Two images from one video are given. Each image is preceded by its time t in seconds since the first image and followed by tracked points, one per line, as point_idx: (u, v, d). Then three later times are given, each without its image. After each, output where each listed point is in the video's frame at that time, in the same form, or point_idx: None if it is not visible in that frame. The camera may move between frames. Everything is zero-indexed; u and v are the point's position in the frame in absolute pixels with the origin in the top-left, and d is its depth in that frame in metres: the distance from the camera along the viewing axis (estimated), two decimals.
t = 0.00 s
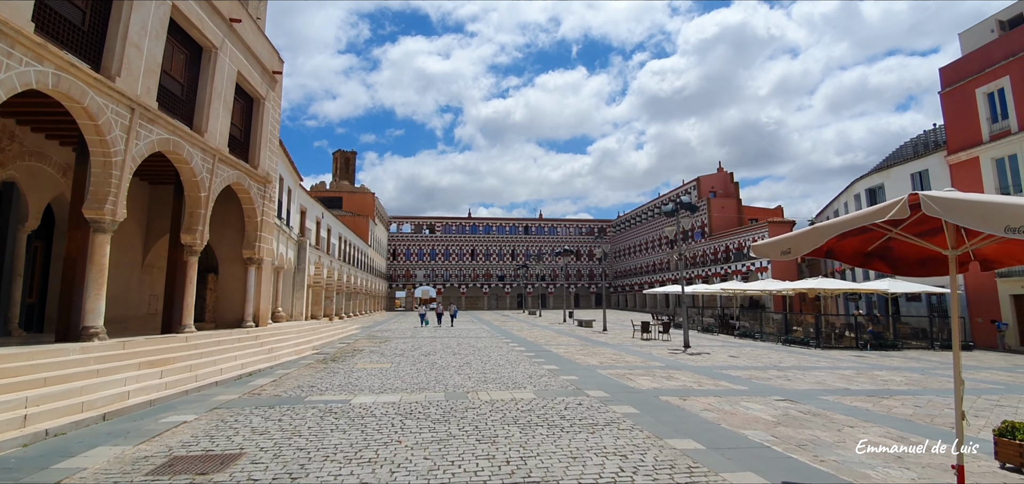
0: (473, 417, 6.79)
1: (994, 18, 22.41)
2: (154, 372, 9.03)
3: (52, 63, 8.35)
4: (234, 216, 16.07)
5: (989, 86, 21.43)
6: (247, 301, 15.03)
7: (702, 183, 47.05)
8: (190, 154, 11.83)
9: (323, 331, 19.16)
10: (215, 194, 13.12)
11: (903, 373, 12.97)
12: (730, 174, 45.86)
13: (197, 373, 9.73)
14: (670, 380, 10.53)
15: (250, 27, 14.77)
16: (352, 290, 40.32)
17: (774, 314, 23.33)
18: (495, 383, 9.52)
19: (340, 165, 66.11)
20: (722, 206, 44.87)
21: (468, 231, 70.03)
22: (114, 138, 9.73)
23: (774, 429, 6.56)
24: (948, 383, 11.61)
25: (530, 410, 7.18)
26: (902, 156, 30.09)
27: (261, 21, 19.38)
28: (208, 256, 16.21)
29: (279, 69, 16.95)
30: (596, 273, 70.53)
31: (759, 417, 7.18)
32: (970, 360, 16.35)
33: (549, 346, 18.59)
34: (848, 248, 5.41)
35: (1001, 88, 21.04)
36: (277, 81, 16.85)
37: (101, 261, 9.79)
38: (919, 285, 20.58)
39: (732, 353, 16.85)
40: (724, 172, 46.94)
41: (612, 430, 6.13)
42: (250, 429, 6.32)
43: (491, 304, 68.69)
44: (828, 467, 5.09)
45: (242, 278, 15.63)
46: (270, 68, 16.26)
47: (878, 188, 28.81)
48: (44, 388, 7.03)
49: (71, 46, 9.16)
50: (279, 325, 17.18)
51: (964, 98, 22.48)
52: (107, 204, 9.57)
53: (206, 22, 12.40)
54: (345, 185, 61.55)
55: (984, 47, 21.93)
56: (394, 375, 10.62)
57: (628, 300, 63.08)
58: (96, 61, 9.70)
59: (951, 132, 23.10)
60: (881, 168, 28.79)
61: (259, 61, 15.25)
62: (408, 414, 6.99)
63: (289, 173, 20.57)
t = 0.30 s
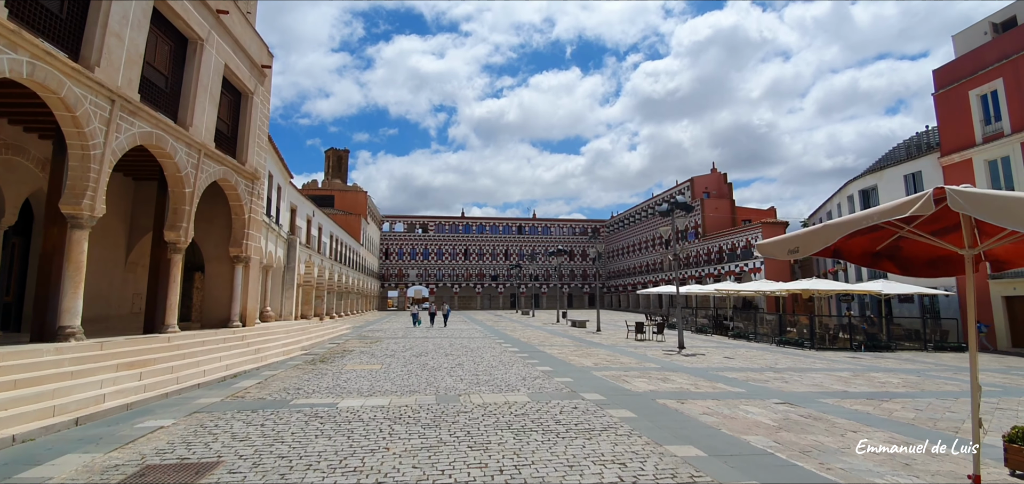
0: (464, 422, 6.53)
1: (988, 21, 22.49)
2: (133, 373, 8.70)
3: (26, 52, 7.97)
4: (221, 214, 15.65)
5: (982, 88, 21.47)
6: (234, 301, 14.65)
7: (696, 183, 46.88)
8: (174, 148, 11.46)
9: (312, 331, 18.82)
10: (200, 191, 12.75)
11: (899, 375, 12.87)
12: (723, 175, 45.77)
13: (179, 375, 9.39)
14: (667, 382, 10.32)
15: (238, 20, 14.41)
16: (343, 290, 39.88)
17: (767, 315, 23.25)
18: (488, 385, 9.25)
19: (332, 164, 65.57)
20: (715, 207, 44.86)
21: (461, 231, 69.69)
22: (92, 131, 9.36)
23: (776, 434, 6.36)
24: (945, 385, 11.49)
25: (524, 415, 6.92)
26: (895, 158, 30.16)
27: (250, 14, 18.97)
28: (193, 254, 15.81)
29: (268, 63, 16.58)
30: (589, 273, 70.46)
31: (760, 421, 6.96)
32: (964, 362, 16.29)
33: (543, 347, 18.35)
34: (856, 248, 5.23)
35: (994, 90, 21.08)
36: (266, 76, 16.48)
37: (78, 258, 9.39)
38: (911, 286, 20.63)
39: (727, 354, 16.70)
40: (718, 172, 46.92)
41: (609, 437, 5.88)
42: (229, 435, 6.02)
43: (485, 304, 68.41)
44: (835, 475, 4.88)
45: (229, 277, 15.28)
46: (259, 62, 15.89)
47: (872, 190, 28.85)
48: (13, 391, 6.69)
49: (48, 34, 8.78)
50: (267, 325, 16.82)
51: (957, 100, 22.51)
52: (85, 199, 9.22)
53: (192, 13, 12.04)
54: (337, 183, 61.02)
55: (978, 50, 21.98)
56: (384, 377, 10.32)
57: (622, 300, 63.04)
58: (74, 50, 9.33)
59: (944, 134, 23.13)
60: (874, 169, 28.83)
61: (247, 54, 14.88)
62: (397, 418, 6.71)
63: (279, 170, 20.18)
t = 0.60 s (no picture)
0: (459, 426, 6.29)
1: (988, 22, 22.41)
2: (118, 374, 8.43)
3: (8, 41, 7.69)
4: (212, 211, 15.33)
5: (982, 89, 21.37)
6: (225, 300, 14.35)
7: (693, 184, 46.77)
8: (163, 143, 11.18)
9: (306, 331, 18.52)
10: (190, 187, 12.46)
11: (900, 377, 12.72)
12: (721, 175, 45.67)
13: (166, 377, 9.11)
14: (667, 384, 10.12)
15: (231, 13, 14.11)
16: (338, 289, 39.57)
17: (766, 316, 23.10)
18: (485, 387, 9.01)
19: (328, 162, 65.20)
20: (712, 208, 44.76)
21: (457, 230, 69.42)
22: (77, 124, 9.08)
23: (782, 439, 6.15)
24: (949, 388, 11.32)
25: (523, 419, 6.67)
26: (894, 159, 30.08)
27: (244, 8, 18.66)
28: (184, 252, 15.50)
29: (261, 58, 16.28)
30: (586, 273, 70.30)
31: (766, 426, 6.75)
32: (965, 364, 16.14)
33: (540, 348, 18.13)
34: (868, 245, 5.03)
35: (994, 91, 20.99)
36: (260, 71, 16.18)
37: (62, 255, 9.08)
38: (910, 287, 20.51)
39: (726, 355, 16.52)
40: (715, 173, 46.80)
41: (611, 443, 5.66)
42: (214, 440, 5.77)
43: (481, 304, 68.15)
44: None
45: (220, 276, 14.99)
46: (252, 57, 15.60)
47: (870, 190, 28.76)
48: None
49: (31, 24, 8.49)
50: (260, 325, 16.50)
51: (956, 100, 22.41)
52: (69, 194, 8.94)
53: (183, 5, 11.76)
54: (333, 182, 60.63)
55: (977, 50, 21.89)
56: (378, 379, 10.07)
57: (619, 301, 62.89)
58: (59, 41, 9.05)
59: (943, 135, 23.03)
60: (872, 169, 28.74)
61: (240, 48, 14.59)
62: (390, 422, 6.46)
63: (272, 167, 19.86)
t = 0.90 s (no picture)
0: (454, 432, 6.04)
1: (988, 22, 22.32)
2: (102, 376, 8.15)
3: None
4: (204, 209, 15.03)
5: (982, 90, 21.27)
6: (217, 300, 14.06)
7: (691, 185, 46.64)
8: (151, 139, 10.89)
9: (300, 331, 18.22)
10: (181, 184, 12.17)
11: (902, 380, 12.55)
12: (719, 176, 45.58)
13: (152, 379, 8.84)
14: (667, 387, 9.90)
15: (223, 7, 13.83)
16: (334, 289, 39.26)
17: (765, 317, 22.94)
18: (481, 390, 8.77)
19: (325, 161, 64.85)
20: (710, 209, 44.64)
21: (454, 230, 69.18)
22: (62, 118, 8.79)
23: (790, 447, 5.91)
24: (953, 391, 11.14)
25: (520, 424, 6.43)
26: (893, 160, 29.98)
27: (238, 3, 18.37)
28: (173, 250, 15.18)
29: (254, 54, 15.99)
30: (583, 274, 70.12)
31: (772, 432, 6.51)
32: (966, 367, 15.99)
33: (538, 349, 17.92)
34: (882, 245, 4.84)
35: (995, 92, 20.87)
36: (253, 67, 15.90)
37: (45, 254, 8.76)
38: (909, 289, 20.37)
39: (726, 357, 16.33)
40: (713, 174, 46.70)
41: (613, 451, 5.41)
42: (196, 447, 5.50)
43: (477, 304, 67.91)
44: None
45: (212, 275, 14.71)
46: (245, 52, 15.32)
47: (869, 192, 28.67)
48: None
49: (14, 14, 8.19)
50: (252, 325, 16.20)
51: (957, 101, 22.30)
52: (53, 190, 8.65)
53: None
54: (329, 181, 60.32)
55: (978, 51, 21.79)
56: (371, 381, 9.81)
57: (616, 301, 62.75)
58: (43, 32, 8.76)
59: (943, 136, 22.91)
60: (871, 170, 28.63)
61: (232, 43, 14.30)
62: (381, 428, 6.20)
63: (266, 165, 19.58)
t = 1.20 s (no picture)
0: (445, 438, 5.79)
1: (987, 23, 22.22)
2: (81, 378, 7.86)
3: None
4: (195, 207, 14.73)
5: (981, 91, 21.17)
6: (207, 299, 13.77)
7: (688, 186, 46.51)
8: (138, 134, 10.61)
9: (292, 332, 17.90)
10: (169, 181, 11.89)
11: (904, 383, 12.36)
12: (716, 177, 45.47)
13: (135, 381, 8.55)
14: (666, 391, 9.69)
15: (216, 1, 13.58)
16: (329, 289, 38.90)
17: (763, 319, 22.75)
18: (475, 394, 8.52)
19: (321, 160, 64.46)
20: (708, 210, 44.50)
21: (451, 230, 68.90)
22: (43, 111, 8.50)
23: (795, 455, 5.69)
24: (955, 395, 10.96)
25: (515, 430, 6.19)
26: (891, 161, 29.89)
27: None
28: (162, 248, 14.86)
29: (247, 49, 15.72)
30: (580, 275, 69.94)
31: (777, 439, 6.29)
32: (966, 370, 15.85)
33: (534, 350, 17.68)
34: (891, 245, 4.67)
35: (994, 93, 20.76)
36: (245, 62, 15.62)
37: (25, 251, 8.46)
38: (908, 291, 20.22)
39: (724, 359, 16.14)
40: (711, 175, 46.58)
41: (612, 459, 5.19)
42: (174, 454, 5.24)
43: (474, 305, 67.63)
44: None
45: (203, 274, 14.45)
46: (238, 47, 15.05)
47: (867, 193, 28.58)
48: None
49: None
50: (242, 325, 15.84)
51: (956, 103, 22.19)
52: (33, 185, 8.36)
53: None
54: (325, 181, 59.93)
55: (977, 52, 21.68)
56: (363, 384, 9.55)
57: (613, 302, 62.58)
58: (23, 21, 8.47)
59: (942, 137, 22.80)
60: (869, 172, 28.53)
61: (224, 38, 14.04)
62: (370, 434, 5.95)
63: (260, 163, 19.31)
